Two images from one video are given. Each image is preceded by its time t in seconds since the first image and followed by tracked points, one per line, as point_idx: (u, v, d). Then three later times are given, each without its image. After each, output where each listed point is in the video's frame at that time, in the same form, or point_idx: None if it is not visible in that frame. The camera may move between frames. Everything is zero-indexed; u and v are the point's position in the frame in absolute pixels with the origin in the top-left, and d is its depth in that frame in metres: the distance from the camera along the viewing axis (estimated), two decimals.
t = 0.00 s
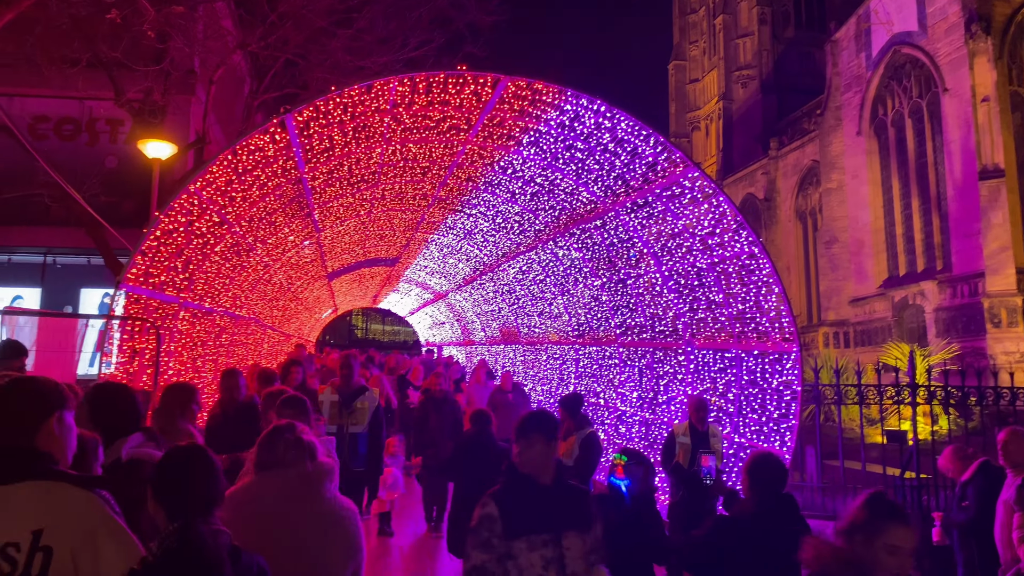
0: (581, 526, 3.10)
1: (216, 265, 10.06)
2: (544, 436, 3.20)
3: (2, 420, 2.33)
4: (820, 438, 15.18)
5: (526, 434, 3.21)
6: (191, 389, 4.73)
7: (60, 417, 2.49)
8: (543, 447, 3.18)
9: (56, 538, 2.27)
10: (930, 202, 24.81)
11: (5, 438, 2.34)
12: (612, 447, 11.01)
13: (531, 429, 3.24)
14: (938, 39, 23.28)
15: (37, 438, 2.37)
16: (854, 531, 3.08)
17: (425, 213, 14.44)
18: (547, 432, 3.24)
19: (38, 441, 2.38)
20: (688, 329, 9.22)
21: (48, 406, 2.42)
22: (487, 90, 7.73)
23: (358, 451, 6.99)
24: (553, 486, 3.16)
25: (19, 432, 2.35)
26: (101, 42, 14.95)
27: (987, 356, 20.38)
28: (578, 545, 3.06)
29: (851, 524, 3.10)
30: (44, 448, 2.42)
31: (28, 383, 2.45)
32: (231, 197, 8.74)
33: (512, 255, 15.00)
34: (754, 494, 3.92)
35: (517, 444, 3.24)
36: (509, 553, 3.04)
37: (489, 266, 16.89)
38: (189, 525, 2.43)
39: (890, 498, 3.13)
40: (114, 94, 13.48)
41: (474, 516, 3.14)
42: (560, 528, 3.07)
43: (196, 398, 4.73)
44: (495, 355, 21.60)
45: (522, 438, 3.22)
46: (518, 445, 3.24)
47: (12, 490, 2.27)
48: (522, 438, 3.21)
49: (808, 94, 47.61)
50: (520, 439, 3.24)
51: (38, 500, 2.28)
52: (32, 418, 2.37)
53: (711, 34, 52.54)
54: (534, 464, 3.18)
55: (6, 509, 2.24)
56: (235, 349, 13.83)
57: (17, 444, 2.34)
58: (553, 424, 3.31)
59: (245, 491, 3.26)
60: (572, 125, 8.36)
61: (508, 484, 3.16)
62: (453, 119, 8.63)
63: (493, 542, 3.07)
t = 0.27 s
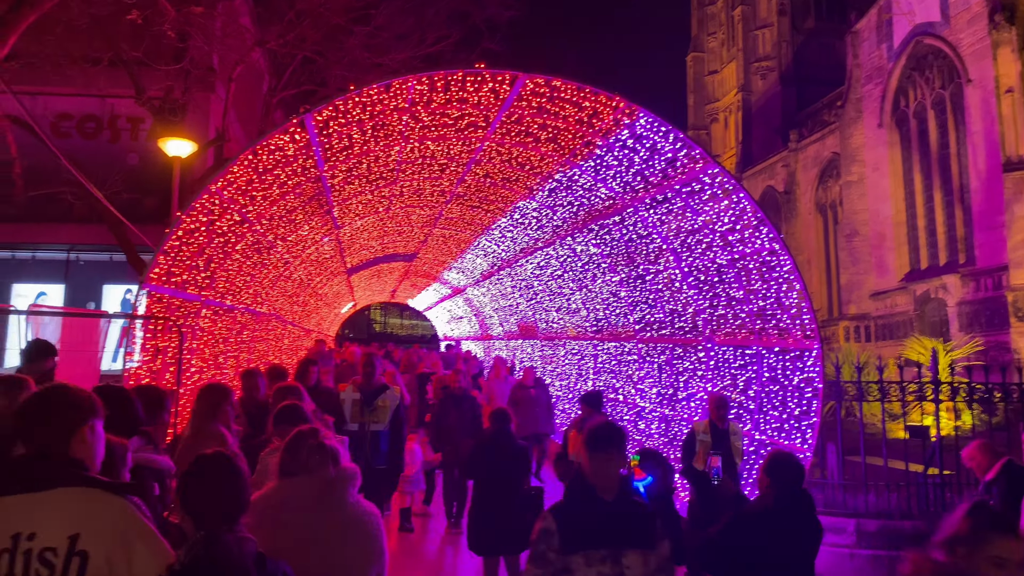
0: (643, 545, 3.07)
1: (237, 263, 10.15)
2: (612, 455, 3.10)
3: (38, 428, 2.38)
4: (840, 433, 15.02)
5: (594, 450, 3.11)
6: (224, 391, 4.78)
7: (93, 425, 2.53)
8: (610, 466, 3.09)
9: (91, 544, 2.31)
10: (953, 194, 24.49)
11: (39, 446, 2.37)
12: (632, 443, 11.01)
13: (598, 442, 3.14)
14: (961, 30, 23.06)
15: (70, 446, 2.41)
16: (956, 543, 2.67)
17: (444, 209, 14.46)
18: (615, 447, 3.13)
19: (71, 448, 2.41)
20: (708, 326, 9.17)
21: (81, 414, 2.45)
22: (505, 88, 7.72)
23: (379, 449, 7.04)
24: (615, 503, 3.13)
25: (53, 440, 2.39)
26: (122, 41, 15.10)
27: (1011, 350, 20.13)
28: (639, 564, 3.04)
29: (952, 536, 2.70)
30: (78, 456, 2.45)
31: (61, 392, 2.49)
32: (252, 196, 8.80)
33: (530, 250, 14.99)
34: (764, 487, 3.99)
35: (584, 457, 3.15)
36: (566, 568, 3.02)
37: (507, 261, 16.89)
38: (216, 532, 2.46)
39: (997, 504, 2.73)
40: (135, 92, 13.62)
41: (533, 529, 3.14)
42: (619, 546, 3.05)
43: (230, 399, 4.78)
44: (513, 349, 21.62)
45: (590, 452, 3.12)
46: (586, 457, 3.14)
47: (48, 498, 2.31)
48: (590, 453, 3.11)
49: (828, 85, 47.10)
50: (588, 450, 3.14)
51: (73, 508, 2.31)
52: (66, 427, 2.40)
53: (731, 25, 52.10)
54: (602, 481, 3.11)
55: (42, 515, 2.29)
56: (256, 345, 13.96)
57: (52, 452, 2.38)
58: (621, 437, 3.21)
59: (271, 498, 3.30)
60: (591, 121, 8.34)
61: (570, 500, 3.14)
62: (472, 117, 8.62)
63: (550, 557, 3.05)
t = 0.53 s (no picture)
0: (705, 555, 2.93)
1: (258, 262, 10.24)
2: (682, 459, 3.02)
3: (71, 434, 2.40)
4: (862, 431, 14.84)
5: (661, 455, 3.05)
6: (258, 391, 4.78)
7: (122, 430, 2.55)
8: (680, 470, 3.01)
9: (125, 546, 2.33)
10: (977, 188, 24.16)
11: (72, 451, 2.40)
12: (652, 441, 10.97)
13: (667, 448, 3.08)
14: (985, 21, 22.73)
15: (102, 450, 2.43)
16: None
17: (462, 207, 14.47)
18: (683, 454, 3.08)
19: (102, 453, 2.43)
20: (728, 324, 9.10)
21: (110, 420, 2.47)
22: (523, 86, 7.70)
23: (401, 448, 7.07)
24: (677, 509, 3.02)
25: (85, 445, 2.41)
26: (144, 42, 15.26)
27: None
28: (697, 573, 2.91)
29: None
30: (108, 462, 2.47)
31: (90, 399, 2.52)
32: (273, 196, 8.86)
33: (548, 247, 14.96)
34: (775, 480, 4.28)
35: (652, 462, 3.08)
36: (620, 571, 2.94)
37: (525, 258, 16.88)
38: (243, 536, 2.47)
39: None
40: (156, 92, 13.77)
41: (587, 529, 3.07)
42: (678, 552, 2.93)
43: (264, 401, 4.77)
44: (531, 346, 21.62)
45: (660, 457, 3.05)
46: (654, 463, 3.07)
47: (80, 502, 2.32)
48: (660, 457, 3.05)
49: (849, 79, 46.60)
50: (657, 456, 3.08)
51: (106, 511, 2.33)
52: (97, 431, 2.42)
53: (750, 18, 51.67)
54: (670, 487, 3.02)
55: (75, 520, 2.30)
56: (277, 343, 14.08)
57: (84, 456, 2.40)
58: (690, 446, 3.15)
59: (294, 502, 3.33)
60: (608, 119, 8.30)
61: (631, 504, 3.04)
62: (490, 115, 8.61)
63: (602, 559, 2.96)
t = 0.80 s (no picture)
0: None
1: (278, 263, 10.29)
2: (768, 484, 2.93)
3: (93, 442, 2.40)
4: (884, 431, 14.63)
5: (739, 476, 2.95)
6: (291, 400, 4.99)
7: (145, 436, 2.54)
8: (765, 494, 2.92)
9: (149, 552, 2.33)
10: (1000, 185, 23.77)
11: (96, 458, 2.39)
12: (672, 441, 10.88)
13: (750, 470, 2.97)
14: (1008, 15, 22.36)
15: (125, 457, 2.43)
16: None
17: (479, 207, 14.46)
18: (762, 476, 2.97)
19: (125, 459, 2.43)
20: (748, 324, 9.00)
21: (134, 427, 2.46)
22: (540, 86, 7.66)
23: (421, 449, 7.05)
24: (750, 532, 2.90)
25: (109, 451, 2.40)
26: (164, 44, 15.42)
27: None
28: None
29: None
30: (130, 468, 2.47)
31: (114, 405, 2.51)
32: (292, 197, 8.90)
33: (566, 246, 14.90)
34: (793, 477, 4.05)
35: (733, 483, 2.95)
36: None
37: (543, 257, 16.83)
38: (267, 541, 2.47)
39: None
40: (177, 94, 13.89)
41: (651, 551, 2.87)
42: None
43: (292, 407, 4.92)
44: (549, 346, 21.56)
45: (747, 478, 2.93)
46: (736, 484, 2.95)
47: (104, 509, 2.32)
48: (747, 479, 2.92)
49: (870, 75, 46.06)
50: (739, 477, 2.96)
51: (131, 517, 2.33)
52: (120, 438, 2.42)
53: (768, 14, 51.26)
54: (751, 509, 2.91)
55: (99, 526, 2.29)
56: (297, 342, 14.17)
57: (109, 464, 2.40)
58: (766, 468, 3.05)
59: (315, 505, 3.31)
60: (626, 119, 8.25)
61: (704, 524, 2.91)
62: (507, 115, 8.58)
63: None
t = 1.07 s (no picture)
0: None
1: (295, 263, 10.33)
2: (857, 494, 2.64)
3: (110, 440, 2.40)
4: (905, 432, 14.43)
5: (822, 485, 2.66)
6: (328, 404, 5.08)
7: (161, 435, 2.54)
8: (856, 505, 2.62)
9: (163, 552, 2.32)
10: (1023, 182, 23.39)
11: (111, 457, 2.40)
12: (690, 441, 10.79)
13: (835, 479, 2.68)
14: None
15: (140, 455, 2.43)
16: None
17: (495, 207, 14.43)
18: (849, 484, 2.68)
19: (140, 458, 2.43)
20: (766, 322, 8.89)
21: (148, 426, 2.46)
22: (556, 85, 7.62)
23: (438, 448, 7.04)
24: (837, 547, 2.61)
25: (124, 450, 2.40)
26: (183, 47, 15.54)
27: None
28: None
29: None
30: (145, 466, 2.47)
31: (128, 403, 2.51)
32: (309, 198, 8.92)
33: (583, 246, 14.84)
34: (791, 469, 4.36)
35: (817, 494, 2.65)
36: None
37: (559, 257, 16.78)
38: (283, 539, 2.46)
39: None
40: (195, 96, 13.99)
41: None
42: None
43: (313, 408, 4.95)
44: (565, 346, 21.49)
45: (835, 490, 2.63)
46: (821, 495, 2.65)
47: (118, 508, 2.32)
48: (833, 489, 2.63)
49: (889, 72, 45.57)
50: (825, 488, 2.66)
51: (146, 515, 2.33)
52: (136, 437, 2.42)
53: (786, 12, 50.85)
54: (837, 522, 2.62)
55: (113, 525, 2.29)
56: (315, 343, 14.23)
57: (123, 463, 2.39)
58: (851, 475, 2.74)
59: (331, 503, 3.30)
60: (642, 117, 8.19)
61: (786, 541, 2.63)
62: (523, 115, 8.54)
63: None
